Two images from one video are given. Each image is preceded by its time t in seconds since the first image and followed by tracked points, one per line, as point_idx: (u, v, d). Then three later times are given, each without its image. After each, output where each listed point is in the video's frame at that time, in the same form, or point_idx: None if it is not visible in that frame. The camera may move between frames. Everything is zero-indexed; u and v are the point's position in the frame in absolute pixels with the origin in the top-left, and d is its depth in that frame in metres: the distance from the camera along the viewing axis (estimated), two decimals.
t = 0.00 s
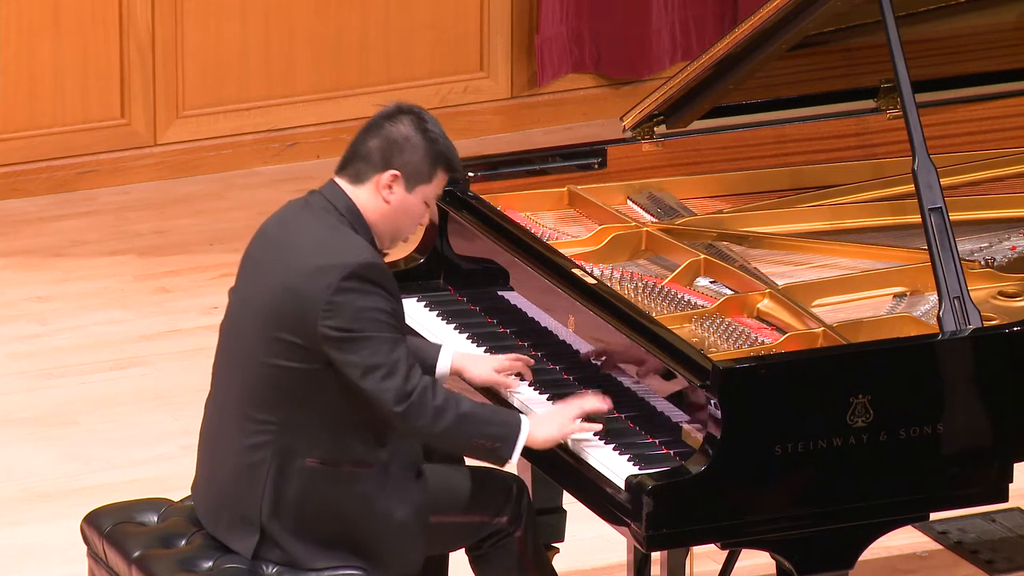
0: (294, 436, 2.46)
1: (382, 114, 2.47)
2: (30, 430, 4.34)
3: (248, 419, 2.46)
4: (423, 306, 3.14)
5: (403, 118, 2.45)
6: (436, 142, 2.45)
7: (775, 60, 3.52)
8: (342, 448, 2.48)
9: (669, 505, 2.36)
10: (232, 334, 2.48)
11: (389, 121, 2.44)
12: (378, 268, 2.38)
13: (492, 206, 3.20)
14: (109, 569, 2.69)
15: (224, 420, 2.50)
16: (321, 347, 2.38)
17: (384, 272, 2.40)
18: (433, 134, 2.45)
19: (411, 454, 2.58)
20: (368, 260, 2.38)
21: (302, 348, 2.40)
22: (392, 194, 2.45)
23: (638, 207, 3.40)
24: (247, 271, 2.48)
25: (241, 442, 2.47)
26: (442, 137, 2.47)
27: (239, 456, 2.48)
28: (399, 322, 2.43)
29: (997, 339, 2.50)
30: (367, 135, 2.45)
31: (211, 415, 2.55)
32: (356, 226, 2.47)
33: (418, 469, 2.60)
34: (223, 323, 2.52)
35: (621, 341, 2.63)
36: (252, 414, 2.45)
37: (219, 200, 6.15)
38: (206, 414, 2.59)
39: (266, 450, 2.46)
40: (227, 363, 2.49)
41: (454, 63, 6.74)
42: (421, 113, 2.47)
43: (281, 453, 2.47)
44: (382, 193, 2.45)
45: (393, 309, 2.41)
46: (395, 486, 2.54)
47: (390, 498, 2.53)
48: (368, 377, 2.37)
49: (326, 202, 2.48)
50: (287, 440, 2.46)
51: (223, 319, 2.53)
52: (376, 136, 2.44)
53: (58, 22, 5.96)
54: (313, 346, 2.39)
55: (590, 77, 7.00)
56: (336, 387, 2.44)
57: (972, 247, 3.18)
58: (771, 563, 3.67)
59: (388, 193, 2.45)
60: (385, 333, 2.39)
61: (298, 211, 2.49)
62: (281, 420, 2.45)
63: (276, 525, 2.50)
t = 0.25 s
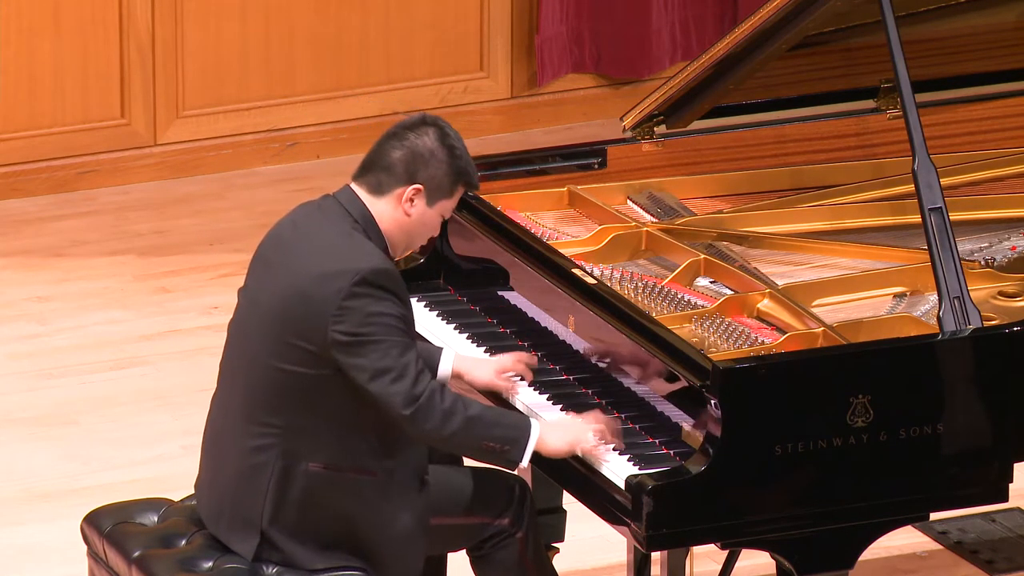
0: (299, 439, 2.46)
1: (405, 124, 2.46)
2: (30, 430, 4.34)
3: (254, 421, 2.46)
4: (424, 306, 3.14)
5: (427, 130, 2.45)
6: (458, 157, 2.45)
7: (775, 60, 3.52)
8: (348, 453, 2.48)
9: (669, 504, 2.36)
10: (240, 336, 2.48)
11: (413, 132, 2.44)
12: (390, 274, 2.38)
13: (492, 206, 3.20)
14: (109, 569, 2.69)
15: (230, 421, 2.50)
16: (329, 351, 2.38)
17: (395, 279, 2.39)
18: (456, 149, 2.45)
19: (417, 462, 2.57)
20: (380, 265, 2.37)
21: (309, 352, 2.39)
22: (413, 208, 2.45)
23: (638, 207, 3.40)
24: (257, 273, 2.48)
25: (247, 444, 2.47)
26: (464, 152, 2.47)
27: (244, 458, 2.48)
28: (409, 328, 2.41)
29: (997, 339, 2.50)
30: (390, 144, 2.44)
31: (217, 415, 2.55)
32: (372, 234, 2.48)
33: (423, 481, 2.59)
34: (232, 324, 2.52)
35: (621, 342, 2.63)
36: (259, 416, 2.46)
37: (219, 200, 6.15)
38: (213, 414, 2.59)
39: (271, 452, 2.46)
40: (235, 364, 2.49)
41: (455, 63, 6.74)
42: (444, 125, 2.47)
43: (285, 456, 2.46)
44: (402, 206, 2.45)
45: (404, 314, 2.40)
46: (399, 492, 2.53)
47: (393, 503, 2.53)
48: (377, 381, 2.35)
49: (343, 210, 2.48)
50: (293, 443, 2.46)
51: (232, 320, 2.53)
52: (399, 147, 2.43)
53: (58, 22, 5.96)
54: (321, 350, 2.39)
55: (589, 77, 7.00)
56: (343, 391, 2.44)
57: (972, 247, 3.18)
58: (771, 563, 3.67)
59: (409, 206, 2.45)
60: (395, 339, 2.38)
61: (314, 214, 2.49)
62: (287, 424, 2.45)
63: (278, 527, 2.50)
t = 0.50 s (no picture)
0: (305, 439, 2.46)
1: (383, 119, 2.45)
2: (31, 430, 4.34)
3: (259, 424, 2.46)
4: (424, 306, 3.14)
5: (406, 125, 2.44)
6: (439, 150, 2.45)
7: (775, 60, 3.52)
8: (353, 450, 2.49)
9: (669, 504, 2.36)
10: (237, 338, 2.47)
11: (391, 129, 2.43)
12: (399, 272, 2.39)
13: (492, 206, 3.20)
14: (109, 569, 2.69)
15: (232, 424, 2.49)
16: (338, 351, 2.39)
17: (404, 277, 2.40)
18: (437, 142, 2.44)
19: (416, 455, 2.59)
20: (389, 265, 2.38)
21: (316, 353, 2.40)
22: (398, 204, 2.45)
23: (638, 207, 3.40)
24: (252, 272, 2.46)
25: (251, 445, 2.47)
26: (445, 142, 2.46)
27: (250, 461, 2.47)
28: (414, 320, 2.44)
29: (997, 339, 2.50)
30: (369, 142, 2.44)
31: (215, 416, 2.54)
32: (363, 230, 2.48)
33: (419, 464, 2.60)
34: (225, 325, 2.51)
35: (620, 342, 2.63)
36: (264, 418, 2.45)
37: (220, 200, 6.15)
38: (208, 415, 2.57)
39: (277, 453, 2.46)
40: (233, 366, 2.48)
41: (455, 63, 6.74)
42: (423, 118, 2.46)
43: (292, 457, 2.46)
44: (387, 203, 2.45)
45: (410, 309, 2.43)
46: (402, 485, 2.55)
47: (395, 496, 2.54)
48: (396, 379, 2.39)
49: (331, 208, 2.48)
50: (299, 444, 2.46)
51: (224, 321, 2.52)
52: (379, 145, 2.42)
53: (58, 22, 5.96)
54: (330, 350, 2.39)
55: (590, 77, 7.00)
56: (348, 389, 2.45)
57: (972, 247, 3.18)
58: (771, 563, 3.67)
59: (394, 203, 2.45)
60: (407, 335, 2.41)
61: (301, 212, 2.49)
62: (292, 424, 2.45)
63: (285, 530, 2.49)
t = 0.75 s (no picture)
0: (292, 435, 2.46)
1: (370, 111, 2.46)
2: (31, 430, 4.34)
3: (247, 418, 2.46)
4: (423, 306, 3.14)
5: (392, 116, 2.45)
6: (425, 141, 2.45)
7: (776, 60, 3.52)
8: (343, 446, 2.49)
9: (670, 504, 2.36)
10: (227, 332, 2.48)
11: (378, 120, 2.44)
12: (379, 267, 2.38)
13: (492, 206, 3.20)
14: (109, 569, 2.69)
15: (222, 419, 2.50)
16: (320, 346, 2.39)
17: (384, 271, 2.40)
18: (422, 133, 2.45)
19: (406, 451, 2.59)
20: (368, 259, 2.37)
21: (299, 347, 2.40)
22: (382, 194, 2.46)
23: (638, 208, 3.40)
24: (242, 268, 2.47)
25: (241, 441, 2.47)
26: (432, 135, 2.47)
27: (241, 456, 2.48)
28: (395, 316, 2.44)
29: (997, 339, 2.50)
30: (356, 133, 2.45)
31: (207, 413, 2.55)
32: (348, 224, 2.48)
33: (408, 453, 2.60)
34: (216, 321, 2.52)
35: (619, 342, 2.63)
36: (252, 412, 2.46)
37: (220, 200, 6.15)
38: (201, 411, 2.58)
39: (266, 449, 2.46)
40: (224, 361, 2.49)
41: (455, 63, 6.74)
42: (410, 111, 2.47)
43: (280, 452, 2.46)
44: (371, 193, 2.46)
45: (390, 304, 2.42)
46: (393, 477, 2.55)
47: (387, 488, 2.54)
48: (370, 374, 2.39)
49: (315, 199, 2.48)
50: (286, 439, 2.46)
51: (215, 318, 2.53)
52: (365, 135, 2.44)
53: (58, 22, 5.96)
54: (313, 345, 2.39)
55: (590, 77, 7.00)
56: (334, 384, 2.45)
57: (972, 247, 3.18)
58: (772, 563, 3.67)
59: (378, 193, 2.46)
60: (385, 330, 2.40)
61: (290, 207, 2.49)
62: (280, 420, 2.45)
63: (277, 524, 2.49)
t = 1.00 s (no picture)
0: (300, 430, 2.46)
1: (383, 111, 2.47)
2: (31, 429, 4.34)
3: (253, 413, 2.46)
4: (424, 306, 3.15)
5: (403, 115, 2.46)
6: (436, 140, 2.45)
7: (775, 60, 3.52)
8: (348, 442, 2.49)
9: (669, 505, 2.36)
10: (231, 329, 2.48)
11: (389, 118, 2.45)
12: (385, 259, 2.40)
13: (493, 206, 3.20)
14: (109, 569, 2.69)
15: (229, 415, 2.50)
16: (330, 338, 2.39)
17: (390, 263, 2.42)
18: (433, 131, 2.45)
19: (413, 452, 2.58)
20: (375, 250, 2.39)
21: (307, 339, 2.40)
22: (390, 190, 2.46)
23: (638, 207, 3.40)
24: (247, 266, 2.48)
25: (246, 437, 2.47)
26: (443, 134, 2.47)
27: (245, 452, 2.47)
28: (405, 310, 2.45)
29: (997, 339, 2.50)
30: (367, 130, 2.46)
31: (212, 411, 2.54)
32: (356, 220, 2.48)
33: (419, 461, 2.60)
34: (221, 320, 2.52)
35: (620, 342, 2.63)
36: (258, 408, 2.45)
37: (220, 200, 6.15)
38: (207, 409, 2.57)
39: (272, 445, 2.46)
40: (229, 358, 2.49)
41: (455, 63, 6.74)
42: (423, 111, 2.48)
43: (286, 447, 2.46)
44: (380, 188, 2.46)
45: (399, 297, 2.44)
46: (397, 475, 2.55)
47: (390, 487, 2.54)
48: (381, 363, 2.39)
49: (324, 194, 2.49)
50: (294, 434, 2.46)
51: (222, 315, 2.52)
52: (376, 132, 2.45)
53: (58, 22, 5.96)
54: (321, 337, 2.40)
55: (590, 77, 7.00)
56: (342, 379, 2.45)
57: (972, 247, 3.18)
58: (772, 563, 3.67)
59: (386, 188, 2.46)
60: (395, 322, 2.42)
61: (299, 205, 2.49)
62: (287, 415, 2.45)
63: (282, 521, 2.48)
